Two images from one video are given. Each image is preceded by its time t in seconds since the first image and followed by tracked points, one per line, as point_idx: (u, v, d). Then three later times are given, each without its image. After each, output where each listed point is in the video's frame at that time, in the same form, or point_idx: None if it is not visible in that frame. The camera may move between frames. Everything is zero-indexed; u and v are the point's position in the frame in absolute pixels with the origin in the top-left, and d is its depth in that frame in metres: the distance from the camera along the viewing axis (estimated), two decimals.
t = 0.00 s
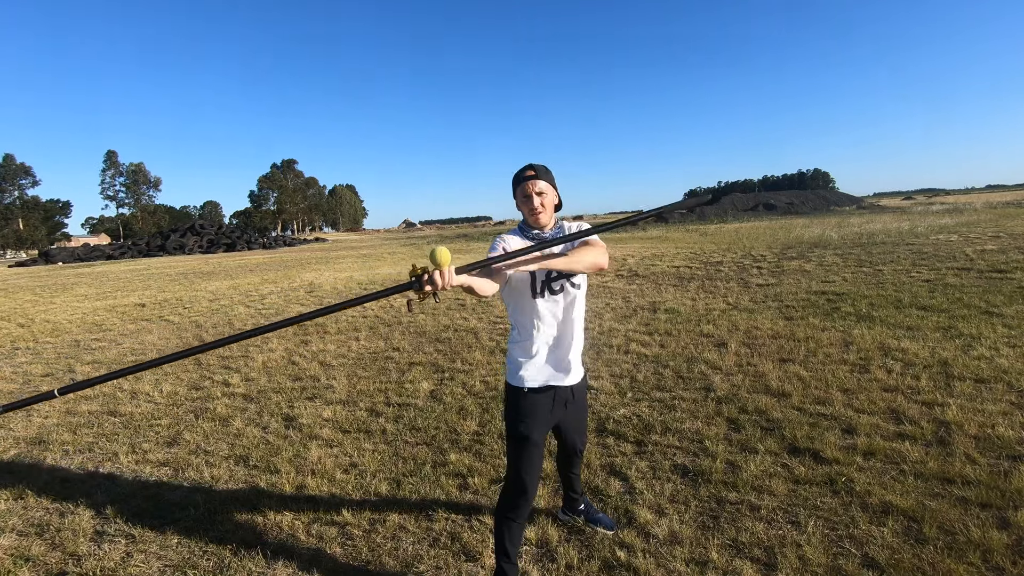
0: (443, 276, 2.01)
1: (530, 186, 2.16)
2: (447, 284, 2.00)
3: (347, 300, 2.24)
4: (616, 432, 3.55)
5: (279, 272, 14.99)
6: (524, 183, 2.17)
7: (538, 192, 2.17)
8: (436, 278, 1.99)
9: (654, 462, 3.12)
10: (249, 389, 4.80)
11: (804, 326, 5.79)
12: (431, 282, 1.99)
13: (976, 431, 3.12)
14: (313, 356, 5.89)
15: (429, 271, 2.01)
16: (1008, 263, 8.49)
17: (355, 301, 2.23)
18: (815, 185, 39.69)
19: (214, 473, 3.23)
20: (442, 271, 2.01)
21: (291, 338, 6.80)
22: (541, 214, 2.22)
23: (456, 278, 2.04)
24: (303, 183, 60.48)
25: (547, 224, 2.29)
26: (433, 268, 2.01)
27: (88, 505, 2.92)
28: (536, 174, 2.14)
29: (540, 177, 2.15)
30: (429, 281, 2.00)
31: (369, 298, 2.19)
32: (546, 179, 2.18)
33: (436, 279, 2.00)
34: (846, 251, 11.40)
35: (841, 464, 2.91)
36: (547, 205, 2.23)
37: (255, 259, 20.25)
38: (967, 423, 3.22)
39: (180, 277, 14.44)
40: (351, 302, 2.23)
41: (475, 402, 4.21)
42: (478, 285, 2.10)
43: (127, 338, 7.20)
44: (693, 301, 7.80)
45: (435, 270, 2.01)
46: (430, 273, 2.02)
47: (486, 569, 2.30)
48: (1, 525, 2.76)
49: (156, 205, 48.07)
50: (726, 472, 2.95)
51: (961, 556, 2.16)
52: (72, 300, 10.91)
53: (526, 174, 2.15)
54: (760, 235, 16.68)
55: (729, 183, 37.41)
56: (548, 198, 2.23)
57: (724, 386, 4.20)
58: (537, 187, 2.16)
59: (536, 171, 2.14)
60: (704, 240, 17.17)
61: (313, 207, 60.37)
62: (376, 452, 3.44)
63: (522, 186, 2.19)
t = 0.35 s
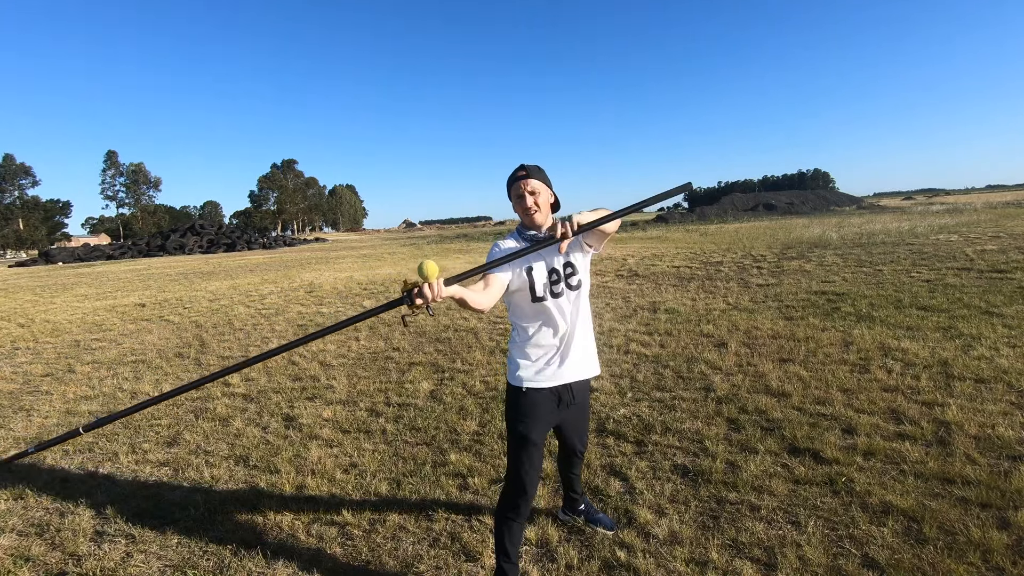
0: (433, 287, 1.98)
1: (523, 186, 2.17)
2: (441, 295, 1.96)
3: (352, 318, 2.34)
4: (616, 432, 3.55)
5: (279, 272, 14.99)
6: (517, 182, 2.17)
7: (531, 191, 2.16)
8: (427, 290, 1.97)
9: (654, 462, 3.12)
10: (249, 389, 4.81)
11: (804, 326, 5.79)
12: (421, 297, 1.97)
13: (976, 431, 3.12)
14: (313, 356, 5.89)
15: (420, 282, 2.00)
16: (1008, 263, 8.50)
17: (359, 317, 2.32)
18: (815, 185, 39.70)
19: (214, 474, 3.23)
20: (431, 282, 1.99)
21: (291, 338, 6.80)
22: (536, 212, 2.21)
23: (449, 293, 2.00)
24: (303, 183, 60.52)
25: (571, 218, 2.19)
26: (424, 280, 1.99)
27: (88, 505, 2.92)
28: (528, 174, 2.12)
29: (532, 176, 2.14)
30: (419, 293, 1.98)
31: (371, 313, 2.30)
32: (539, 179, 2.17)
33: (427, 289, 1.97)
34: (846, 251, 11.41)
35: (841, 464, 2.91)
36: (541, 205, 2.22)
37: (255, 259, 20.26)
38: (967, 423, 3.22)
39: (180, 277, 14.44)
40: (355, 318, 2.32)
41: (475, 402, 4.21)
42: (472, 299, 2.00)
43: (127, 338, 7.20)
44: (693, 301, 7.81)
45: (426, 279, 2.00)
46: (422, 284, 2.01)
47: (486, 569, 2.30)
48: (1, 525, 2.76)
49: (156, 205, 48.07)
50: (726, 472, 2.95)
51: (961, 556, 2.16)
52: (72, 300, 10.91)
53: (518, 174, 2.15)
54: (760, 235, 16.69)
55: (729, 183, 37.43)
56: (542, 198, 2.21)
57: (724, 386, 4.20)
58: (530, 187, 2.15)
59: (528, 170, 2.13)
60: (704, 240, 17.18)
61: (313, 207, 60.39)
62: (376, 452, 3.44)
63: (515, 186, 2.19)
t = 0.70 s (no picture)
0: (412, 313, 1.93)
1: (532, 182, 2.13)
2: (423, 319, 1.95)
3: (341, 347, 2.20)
4: (616, 432, 3.56)
5: (279, 272, 15.00)
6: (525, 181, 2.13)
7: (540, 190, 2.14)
8: (408, 317, 1.92)
9: (654, 462, 3.12)
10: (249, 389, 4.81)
11: (804, 326, 5.79)
12: (401, 326, 1.93)
13: (976, 431, 3.12)
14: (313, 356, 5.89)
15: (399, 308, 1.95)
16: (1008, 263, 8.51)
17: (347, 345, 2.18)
18: (815, 185, 39.72)
19: (214, 473, 3.23)
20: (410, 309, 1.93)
21: (291, 338, 6.80)
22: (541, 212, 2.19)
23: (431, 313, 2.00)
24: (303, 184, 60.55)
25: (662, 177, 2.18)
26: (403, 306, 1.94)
27: (88, 505, 2.92)
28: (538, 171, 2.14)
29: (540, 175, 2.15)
30: (398, 321, 1.92)
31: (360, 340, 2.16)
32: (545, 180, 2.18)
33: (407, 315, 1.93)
34: (847, 251, 11.42)
35: (841, 464, 2.91)
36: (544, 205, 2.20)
37: (255, 259, 20.27)
38: (967, 423, 3.22)
39: (180, 277, 14.44)
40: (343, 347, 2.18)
41: (475, 402, 4.21)
42: (454, 315, 2.05)
43: (127, 338, 7.20)
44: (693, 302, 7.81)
45: (405, 305, 1.95)
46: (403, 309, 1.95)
47: (486, 569, 2.31)
48: (1, 525, 2.76)
49: (156, 205, 48.07)
50: (726, 472, 2.95)
51: (961, 556, 2.16)
52: (72, 300, 10.90)
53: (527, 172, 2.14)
54: (760, 235, 16.69)
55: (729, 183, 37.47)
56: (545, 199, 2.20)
57: (724, 386, 4.20)
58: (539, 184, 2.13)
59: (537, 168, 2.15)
60: (704, 240, 17.19)
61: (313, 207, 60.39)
62: (376, 452, 3.44)
63: (522, 185, 2.14)
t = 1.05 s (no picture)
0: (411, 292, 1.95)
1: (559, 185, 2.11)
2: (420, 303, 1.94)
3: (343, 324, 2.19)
4: (616, 432, 3.55)
5: (279, 272, 15.00)
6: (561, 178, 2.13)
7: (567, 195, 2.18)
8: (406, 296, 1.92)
9: (654, 462, 3.12)
10: (249, 389, 4.81)
11: (804, 326, 5.79)
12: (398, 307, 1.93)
13: (977, 431, 3.12)
14: (313, 356, 5.89)
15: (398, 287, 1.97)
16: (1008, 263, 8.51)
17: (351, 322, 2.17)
18: (815, 185, 39.73)
19: (214, 473, 3.23)
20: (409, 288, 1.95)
21: (291, 338, 6.80)
22: (561, 215, 2.19)
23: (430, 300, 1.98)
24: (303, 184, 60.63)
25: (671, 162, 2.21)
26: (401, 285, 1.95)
27: (88, 505, 2.92)
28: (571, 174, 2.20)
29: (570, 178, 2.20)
30: (396, 299, 1.93)
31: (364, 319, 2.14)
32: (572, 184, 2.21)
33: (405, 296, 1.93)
34: (847, 251, 11.42)
35: (841, 464, 2.91)
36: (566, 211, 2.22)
37: (254, 259, 20.28)
38: (967, 423, 3.22)
39: (180, 277, 14.45)
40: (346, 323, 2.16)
41: (475, 402, 4.21)
42: (454, 304, 1.95)
43: (127, 338, 7.20)
44: (693, 302, 7.81)
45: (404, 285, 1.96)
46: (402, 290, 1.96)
47: (486, 569, 2.30)
48: (1, 525, 2.76)
49: (156, 205, 48.07)
50: (726, 473, 2.95)
51: (961, 556, 2.16)
52: (72, 300, 10.91)
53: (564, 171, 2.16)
54: (760, 235, 16.70)
55: (729, 183, 37.48)
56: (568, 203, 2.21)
57: (724, 386, 4.20)
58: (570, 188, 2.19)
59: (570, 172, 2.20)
60: (704, 240, 17.20)
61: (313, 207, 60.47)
62: (376, 452, 3.44)
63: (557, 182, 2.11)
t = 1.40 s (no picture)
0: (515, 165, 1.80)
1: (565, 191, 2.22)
2: (515, 182, 1.77)
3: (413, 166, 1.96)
4: (616, 432, 3.55)
5: (279, 272, 15.01)
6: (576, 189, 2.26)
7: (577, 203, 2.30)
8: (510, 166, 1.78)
9: (654, 462, 3.13)
10: (249, 389, 4.81)
11: (804, 326, 5.79)
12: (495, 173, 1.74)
13: (977, 431, 3.12)
14: (313, 356, 5.89)
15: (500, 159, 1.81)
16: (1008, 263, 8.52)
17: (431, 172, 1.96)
18: (815, 185, 39.74)
19: (214, 473, 3.23)
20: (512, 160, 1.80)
21: (291, 338, 6.80)
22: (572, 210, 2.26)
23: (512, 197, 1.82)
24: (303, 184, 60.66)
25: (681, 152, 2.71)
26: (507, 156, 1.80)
27: (88, 505, 2.92)
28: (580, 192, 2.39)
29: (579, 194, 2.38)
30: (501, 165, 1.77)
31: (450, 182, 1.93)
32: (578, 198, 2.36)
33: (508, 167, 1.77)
34: (847, 251, 11.43)
35: (841, 465, 2.91)
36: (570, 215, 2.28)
37: (254, 259, 20.29)
38: (967, 423, 3.22)
39: (180, 277, 14.45)
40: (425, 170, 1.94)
41: (475, 402, 4.21)
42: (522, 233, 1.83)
43: (127, 338, 7.20)
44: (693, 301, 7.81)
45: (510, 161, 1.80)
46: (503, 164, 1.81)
47: (486, 569, 2.30)
48: (1, 525, 2.76)
49: (156, 205, 48.08)
50: (726, 473, 2.95)
51: (961, 556, 2.16)
52: (72, 300, 10.91)
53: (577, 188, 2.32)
54: (760, 235, 16.71)
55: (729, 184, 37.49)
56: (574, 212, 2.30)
57: (724, 386, 4.20)
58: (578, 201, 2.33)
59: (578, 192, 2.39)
60: (704, 240, 17.21)
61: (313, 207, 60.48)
62: (376, 452, 3.44)
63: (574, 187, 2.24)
